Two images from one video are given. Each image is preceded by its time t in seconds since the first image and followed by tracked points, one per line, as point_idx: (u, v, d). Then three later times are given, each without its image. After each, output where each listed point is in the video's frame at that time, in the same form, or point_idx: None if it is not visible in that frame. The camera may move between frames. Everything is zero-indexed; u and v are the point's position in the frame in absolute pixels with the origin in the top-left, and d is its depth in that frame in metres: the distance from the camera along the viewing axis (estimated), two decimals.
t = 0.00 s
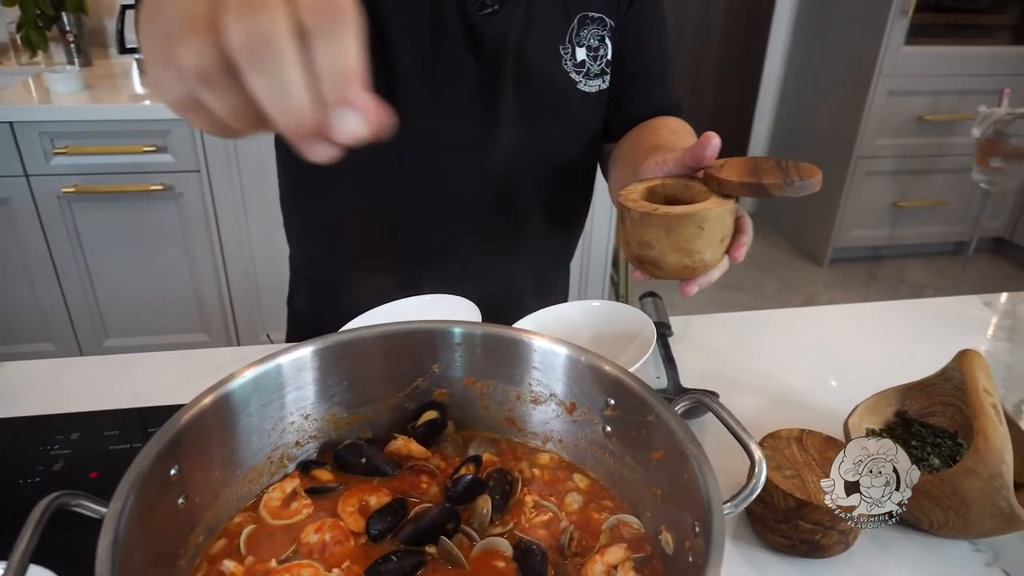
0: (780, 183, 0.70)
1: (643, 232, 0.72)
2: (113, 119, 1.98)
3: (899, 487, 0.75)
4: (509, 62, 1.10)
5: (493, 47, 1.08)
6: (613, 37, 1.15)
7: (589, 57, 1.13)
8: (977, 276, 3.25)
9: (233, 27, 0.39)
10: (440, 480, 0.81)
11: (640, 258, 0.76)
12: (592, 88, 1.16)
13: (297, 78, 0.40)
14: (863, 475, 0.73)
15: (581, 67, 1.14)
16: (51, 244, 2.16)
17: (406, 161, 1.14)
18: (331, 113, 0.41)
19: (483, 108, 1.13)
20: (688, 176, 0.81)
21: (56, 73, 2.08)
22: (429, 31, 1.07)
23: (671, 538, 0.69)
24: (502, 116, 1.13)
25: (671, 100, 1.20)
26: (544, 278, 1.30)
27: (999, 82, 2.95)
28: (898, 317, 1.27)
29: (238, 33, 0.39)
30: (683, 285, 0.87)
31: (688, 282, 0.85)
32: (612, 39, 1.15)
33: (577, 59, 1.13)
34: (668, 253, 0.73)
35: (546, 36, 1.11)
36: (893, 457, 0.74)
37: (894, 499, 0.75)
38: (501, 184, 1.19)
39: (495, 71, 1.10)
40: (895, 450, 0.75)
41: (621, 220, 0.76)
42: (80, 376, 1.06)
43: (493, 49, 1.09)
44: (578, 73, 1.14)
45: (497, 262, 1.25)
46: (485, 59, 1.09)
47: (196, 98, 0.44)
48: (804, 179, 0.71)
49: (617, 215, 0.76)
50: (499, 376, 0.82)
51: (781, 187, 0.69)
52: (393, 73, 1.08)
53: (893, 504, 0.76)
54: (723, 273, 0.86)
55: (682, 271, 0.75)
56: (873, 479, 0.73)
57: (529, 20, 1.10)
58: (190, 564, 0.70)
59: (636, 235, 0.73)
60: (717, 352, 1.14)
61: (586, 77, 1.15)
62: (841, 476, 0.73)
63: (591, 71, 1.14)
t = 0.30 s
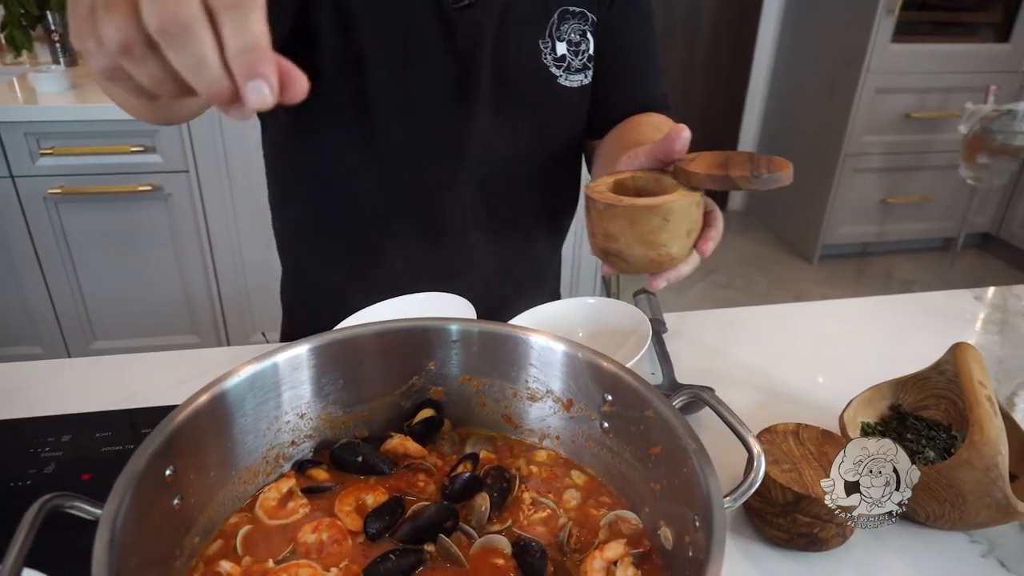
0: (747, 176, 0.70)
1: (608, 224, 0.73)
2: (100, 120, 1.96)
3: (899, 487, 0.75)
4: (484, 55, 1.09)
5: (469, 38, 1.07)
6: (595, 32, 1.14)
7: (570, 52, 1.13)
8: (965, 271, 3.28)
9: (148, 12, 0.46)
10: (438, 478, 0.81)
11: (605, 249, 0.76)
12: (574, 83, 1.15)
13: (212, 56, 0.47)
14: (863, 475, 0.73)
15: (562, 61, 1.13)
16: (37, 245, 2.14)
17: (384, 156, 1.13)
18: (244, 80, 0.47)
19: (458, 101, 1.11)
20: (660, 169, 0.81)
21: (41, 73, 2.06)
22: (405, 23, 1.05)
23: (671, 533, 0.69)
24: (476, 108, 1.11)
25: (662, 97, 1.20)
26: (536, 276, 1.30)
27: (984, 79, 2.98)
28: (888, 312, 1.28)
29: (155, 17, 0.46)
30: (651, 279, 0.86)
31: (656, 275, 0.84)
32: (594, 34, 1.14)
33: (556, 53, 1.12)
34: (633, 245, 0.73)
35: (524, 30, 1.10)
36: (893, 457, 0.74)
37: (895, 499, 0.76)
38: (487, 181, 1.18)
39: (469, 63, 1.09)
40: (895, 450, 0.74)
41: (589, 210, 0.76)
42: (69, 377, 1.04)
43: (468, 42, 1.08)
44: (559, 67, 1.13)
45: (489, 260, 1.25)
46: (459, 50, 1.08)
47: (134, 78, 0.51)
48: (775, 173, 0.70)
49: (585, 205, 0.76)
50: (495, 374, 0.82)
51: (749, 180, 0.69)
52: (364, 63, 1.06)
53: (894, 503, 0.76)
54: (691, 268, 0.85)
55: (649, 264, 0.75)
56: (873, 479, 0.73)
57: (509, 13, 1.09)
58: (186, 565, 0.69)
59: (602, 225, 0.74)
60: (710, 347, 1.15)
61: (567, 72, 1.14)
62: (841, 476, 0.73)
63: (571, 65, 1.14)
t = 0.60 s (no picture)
0: (730, 161, 0.70)
1: (593, 211, 0.73)
2: (85, 120, 1.94)
3: (899, 487, 0.76)
4: (470, 51, 1.10)
5: (454, 35, 1.08)
6: (579, 26, 1.14)
7: (555, 45, 1.12)
8: (951, 267, 3.32)
9: None
10: (438, 477, 0.81)
11: (591, 238, 0.76)
12: (559, 76, 1.14)
13: (311, 17, 0.44)
14: (863, 475, 0.74)
15: (547, 54, 1.13)
16: (24, 248, 2.12)
17: (371, 155, 1.12)
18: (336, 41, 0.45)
19: (445, 98, 1.12)
20: (643, 158, 0.82)
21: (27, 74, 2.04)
22: (392, 19, 1.06)
23: (672, 528, 0.70)
24: (461, 104, 1.13)
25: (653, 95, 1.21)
26: (531, 275, 1.30)
27: (969, 77, 3.01)
28: (878, 307, 1.30)
29: None
30: (635, 268, 0.85)
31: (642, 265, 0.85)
32: (578, 27, 1.14)
33: (539, 47, 1.12)
34: (617, 233, 0.73)
35: (508, 25, 1.10)
36: (892, 457, 0.75)
37: (896, 499, 0.77)
38: (474, 178, 1.19)
39: (454, 60, 1.10)
40: (895, 450, 0.75)
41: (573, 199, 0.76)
42: (62, 381, 1.03)
43: (454, 39, 1.09)
44: (544, 61, 1.13)
45: (483, 259, 1.25)
46: (445, 48, 1.09)
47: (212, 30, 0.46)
48: (756, 157, 0.71)
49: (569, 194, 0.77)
50: (494, 372, 0.82)
51: (730, 166, 0.70)
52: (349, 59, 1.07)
53: (894, 505, 0.77)
54: (676, 257, 0.85)
55: (633, 252, 0.76)
56: (873, 479, 0.74)
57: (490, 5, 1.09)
58: (188, 567, 0.69)
59: (587, 213, 0.74)
60: (704, 344, 1.15)
61: (552, 65, 1.13)
62: (841, 476, 0.74)
63: (557, 58, 1.13)
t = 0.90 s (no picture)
0: (739, 152, 0.71)
1: (609, 203, 0.73)
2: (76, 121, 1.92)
3: (899, 487, 0.77)
4: (473, 52, 1.11)
5: (457, 37, 1.10)
6: (578, 24, 1.15)
7: (555, 42, 1.14)
8: (941, 264, 3.35)
9: None
10: (441, 474, 0.81)
11: (606, 230, 0.76)
12: (560, 73, 1.16)
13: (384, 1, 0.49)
14: (862, 475, 0.75)
15: (548, 52, 1.14)
16: (15, 251, 2.10)
17: (370, 159, 1.13)
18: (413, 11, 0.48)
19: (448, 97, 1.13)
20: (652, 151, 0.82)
21: (16, 75, 2.02)
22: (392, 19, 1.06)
23: (675, 522, 0.70)
24: (464, 104, 1.13)
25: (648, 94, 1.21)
26: (528, 274, 1.31)
27: (957, 75, 3.04)
28: (873, 302, 1.31)
29: None
30: (648, 258, 0.86)
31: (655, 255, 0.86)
32: (577, 25, 1.15)
33: (542, 44, 1.13)
34: (633, 224, 0.74)
35: (507, 23, 1.11)
36: (892, 457, 0.76)
37: (896, 500, 0.77)
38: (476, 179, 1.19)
39: (457, 60, 1.11)
40: (894, 450, 0.76)
41: (587, 191, 0.76)
42: (59, 382, 1.03)
43: (455, 38, 1.10)
44: (545, 58, 1.14)
45: (480, 258, 1.25)
46: (448, 49, 1.10)
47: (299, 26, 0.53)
48: (765, 147, 0.72)
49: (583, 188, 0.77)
50: (496, 369, 0.82)
51: (740, 156, 0.70)
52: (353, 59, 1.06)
53: (894, 505, 0.78)
54: (687, 246, 0.86)
55: (648, 243, 0.76)
56: (873, 479, 0.75)
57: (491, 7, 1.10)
58: (194, 566, 0.69)
59: (602, 206, 0.74)
60: (702, 341, 1.16)
61: (553, 62, 1.15)
62: (841, 476, 0.74)
63: (557, 56, 1.15)
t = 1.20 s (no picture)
0: (746, 169, 0.72)
1: (618, 215, 0.75)
2: (74, 121, 1.92)
3: (899, 487, 0.78)
4: (489, 58, 1.12)
5: (475, 40, 1.11)
6: (586, 27, 1.17)
7: (566, 47, 1.15)
8: (935, 262, 3.37)
9: (348, 93, 0.46)
10: (448, 469, 0.82)
11: (617, 239, 0.78)
12: (570, 76, 1.18)
13: (397, 130, 0.48)
14: (862, 475, 0.76)
15: (559, 56, 1.15)
16: (13, 251, 2.10)
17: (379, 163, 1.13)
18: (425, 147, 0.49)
19: (467, 99, 1.14)
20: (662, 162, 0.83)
21: (14, 75, 2.02)
22: (411, 23, 1.06)
23: (680, 515, 0.71)
24: (481, 106, 1.15)
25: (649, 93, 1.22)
26: (530, 273, 1.31)
27: (952, 74, 3.06)
28: (871, 299, 1.32)
29: (356, 99, 0.46)
30: (657, 264, 0.89)
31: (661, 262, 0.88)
32: (586, 30, 1.17)
33: (554, 48, 1.15)
34: (642, 234, 0.75)
35: (523, 27, 1.12)
36: (892, 457, 0.77)
37: (896, 499, 0.78)
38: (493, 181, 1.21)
39: (475, 62, 1.12)
40: (895, 450, 0.77)
41: (600, 202, 0.78)
42: (65, 380, 1.03)
43: (474, 42, 1.11)
44: (557, 62, 1.16)
45: (482, 257, 1.26)
46: (466, 55, 1.11)
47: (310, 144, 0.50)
48: (769, 164, 0.73)
49: (596, 198, 0.78)
50: (501, 366, 0.83)
51: (748, 173, 0.71)
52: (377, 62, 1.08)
53: (894, 504, 0.78)
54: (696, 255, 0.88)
55: (656, 252, 0.77)
56: (873, 479, 0.76)
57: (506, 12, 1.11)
58: (205, 560, 0.70)
59: (613, 216, 0.75)
60: (702, 338, 1.17)
61: (564, 66, 1.16)
62: (841, 476, 0.75)
63: (568, 60, 1.16)
